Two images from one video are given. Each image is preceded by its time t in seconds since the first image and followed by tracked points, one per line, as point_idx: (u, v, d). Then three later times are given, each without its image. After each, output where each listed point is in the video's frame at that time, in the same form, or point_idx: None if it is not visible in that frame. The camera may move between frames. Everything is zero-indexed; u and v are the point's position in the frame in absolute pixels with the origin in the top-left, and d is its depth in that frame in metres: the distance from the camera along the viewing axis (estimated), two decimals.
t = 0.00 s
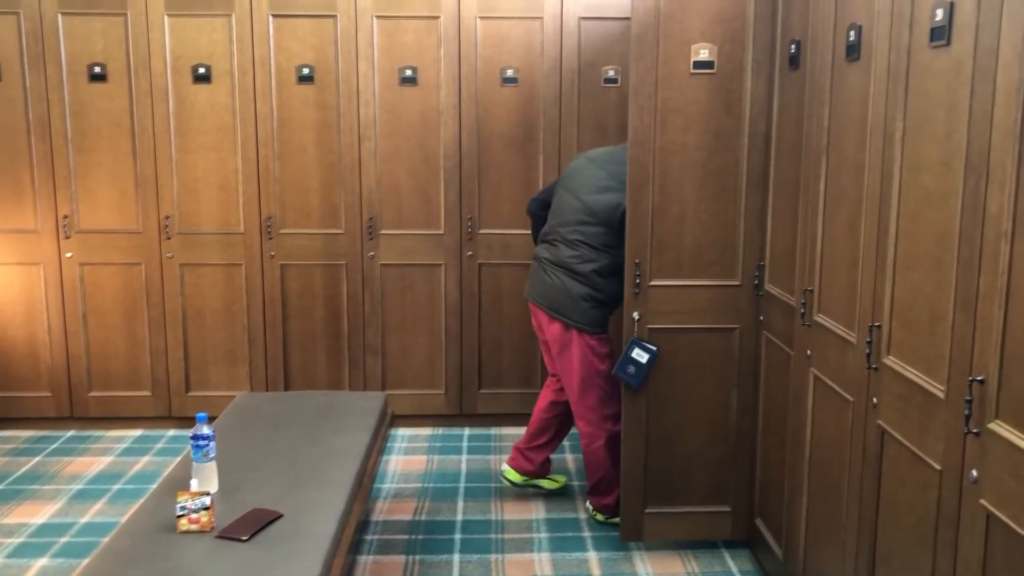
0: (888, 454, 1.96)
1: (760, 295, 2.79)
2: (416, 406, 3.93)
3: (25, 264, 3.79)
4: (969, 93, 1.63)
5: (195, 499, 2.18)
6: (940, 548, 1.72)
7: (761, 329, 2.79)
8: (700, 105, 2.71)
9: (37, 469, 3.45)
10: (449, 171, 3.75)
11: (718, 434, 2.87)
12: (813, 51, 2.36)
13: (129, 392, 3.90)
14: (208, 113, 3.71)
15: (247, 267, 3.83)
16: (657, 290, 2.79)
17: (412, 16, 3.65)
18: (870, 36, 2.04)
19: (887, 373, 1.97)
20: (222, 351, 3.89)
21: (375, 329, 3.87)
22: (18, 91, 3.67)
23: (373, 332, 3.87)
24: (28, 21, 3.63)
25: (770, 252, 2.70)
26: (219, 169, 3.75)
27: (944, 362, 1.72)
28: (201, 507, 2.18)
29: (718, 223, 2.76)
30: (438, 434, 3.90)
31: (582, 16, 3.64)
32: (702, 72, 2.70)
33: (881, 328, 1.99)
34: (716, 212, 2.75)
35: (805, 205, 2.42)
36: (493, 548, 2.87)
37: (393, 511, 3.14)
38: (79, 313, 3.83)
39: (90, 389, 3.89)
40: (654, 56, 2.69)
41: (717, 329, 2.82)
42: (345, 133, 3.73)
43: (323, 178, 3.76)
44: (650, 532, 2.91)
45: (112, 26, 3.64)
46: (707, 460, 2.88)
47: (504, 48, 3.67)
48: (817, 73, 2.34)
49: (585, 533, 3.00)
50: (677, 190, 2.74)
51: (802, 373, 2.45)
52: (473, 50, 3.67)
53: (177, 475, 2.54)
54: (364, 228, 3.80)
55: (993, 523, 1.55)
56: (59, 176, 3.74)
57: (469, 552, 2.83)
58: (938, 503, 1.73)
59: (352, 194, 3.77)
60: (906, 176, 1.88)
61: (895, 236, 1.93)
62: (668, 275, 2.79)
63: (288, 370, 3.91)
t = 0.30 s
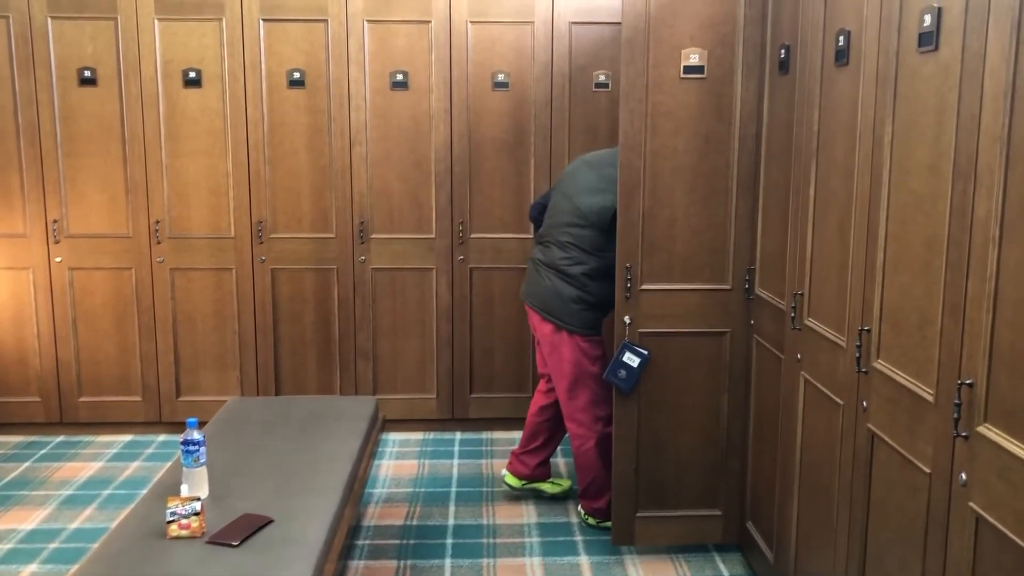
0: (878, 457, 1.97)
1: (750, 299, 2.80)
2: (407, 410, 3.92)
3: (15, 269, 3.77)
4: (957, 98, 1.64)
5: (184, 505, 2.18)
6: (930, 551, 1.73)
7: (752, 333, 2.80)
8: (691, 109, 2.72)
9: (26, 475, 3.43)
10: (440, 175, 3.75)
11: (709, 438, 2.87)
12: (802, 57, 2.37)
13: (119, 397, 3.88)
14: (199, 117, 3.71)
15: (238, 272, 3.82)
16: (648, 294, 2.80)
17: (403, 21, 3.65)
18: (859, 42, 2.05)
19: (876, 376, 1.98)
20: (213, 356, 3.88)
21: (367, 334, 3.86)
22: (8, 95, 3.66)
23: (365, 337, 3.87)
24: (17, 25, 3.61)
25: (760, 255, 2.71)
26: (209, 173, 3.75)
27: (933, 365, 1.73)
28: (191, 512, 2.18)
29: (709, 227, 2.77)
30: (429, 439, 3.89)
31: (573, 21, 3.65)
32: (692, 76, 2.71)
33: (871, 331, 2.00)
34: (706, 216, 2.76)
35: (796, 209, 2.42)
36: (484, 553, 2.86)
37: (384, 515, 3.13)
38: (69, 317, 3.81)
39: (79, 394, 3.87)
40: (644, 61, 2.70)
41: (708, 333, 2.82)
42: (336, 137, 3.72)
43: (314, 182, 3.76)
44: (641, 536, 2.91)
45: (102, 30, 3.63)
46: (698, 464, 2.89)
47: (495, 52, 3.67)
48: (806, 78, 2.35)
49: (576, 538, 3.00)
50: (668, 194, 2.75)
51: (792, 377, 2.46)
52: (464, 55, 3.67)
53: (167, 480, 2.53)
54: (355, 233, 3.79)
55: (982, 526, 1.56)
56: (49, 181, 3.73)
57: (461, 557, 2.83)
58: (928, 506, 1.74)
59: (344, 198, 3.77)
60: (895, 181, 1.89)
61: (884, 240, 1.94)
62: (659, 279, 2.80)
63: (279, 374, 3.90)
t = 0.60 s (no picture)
0: (876, 459, 1.97)
1: (748, 300, 2.79)
2: (405, 412, 3.92)
3: (12, 271, 3.76)
4: (954, 100, 1.64)
5: (183, 507, 2.17)
6: (929, 553, 1.73)
7: (750, 334, 2.80)
8: (689, 111, 2.72)
9: (22, 478, 3.42)
10: (438, 177, 3.75)
11: (707, 439, 2.87)
12: (800, 59, 2.38)
13: (116, 399, 3.87)
14: (196, 119, 3.70)
15: (236, 273, 3.81)
16: (645, 296, 2.80)
17: (401, 22, 3.65)
18: (857, 44, 2.06)
19: (874, 378, 1.98)
20: (210, 357, 3.87)
21: (364, 335, 3.86)
22: (5, 97, 3.65)
23: (362, 338, 3.86)
24: (15, 26, 3.61)
25: (758, 257, 2.71)
26: (207, 175, 3.74)
27: (931, 367, 1.73)
28: (190, 515, 2.17)
29: (707, 228, 2.77)
30: (427, 441, 3.89)
31: (570, 22, 3.65)
32: (690, 78, 2.71)
33: (869, 333, 2.00)
34: (703, 217, 2.76)
35: (793, 211, 2.42)
36: (482, 555, 2.86)
37: (382, 518, 3.12)
38: (66, 319, 3.81)
39: (76, 396, 3.86)
40: (642, 62, 2.70)
41: (705, 335, 2.82)
42: (334, 138, 3.72)
43: (311, 184, 3.76)
44: (639, 537, 2.91)
45: (99, 31, 3.63)
46: (696, 465, 2.89)
47: (493, 53, 3.67)
48: (804, 80, 2.35)
49: (574, 539, 2.99)
50: (666, 196, 2.75)
51: (790, 378, 2.46)
52: (462, 56, 3.67)
53: (164, 482, 2.52)
54: (353, 234, 3.79)
55: (980, 527, 1.56)
56: (46, 183, 3.72)
57: (459, 559, 2.82)
58: (926, 508, 1.74)
59: (341, 200, 3.77)
60: (893, 183, 1.89)
61: (882, 242, 1.94)
62: (656, 280, 2.80)
63: (276, 376, 3.89)
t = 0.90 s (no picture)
0: (880, 460, 1.97)
1: (751, 301, 2.79)
2: (407, 412, 3.92)
3: (13, 271, 3.77)
4: (959, 100, 1.64)
5: (185, 508, 2.17)
6: (933, 554, 1.72)
7: (752, 335, 2.79)
8: (691, 111, 2.72)
9: (24, 478, 3.42)
10: (440, 177, 3.74)
11: (709, 439, 2.87)
12: (803, 59, 2.37)
13: (118, 400, 3.87)
14: (198, 119, 3.70)
15: (238, 274, 3.81)
16: (648, 297, 2.80)
17: (403, 23, 3.65)
18: (860, 44, 2.05)
19: (878, 379, 1.98)
20: (212, 358, 3.87)
21: (367, 336, 3.86)
22: (7, 98, 3.66)
23: (364, 339, 3.86)
24: (17, 27, 3.61)
25: (761, 257, 2.70)
26: (209, 175, 3.74)
27: (935, 368, 1.73)
28: (191, 515, 2.17)
29: (709, 229, 2.76)
30: (429, 441, 3.89)
31: (573, 23, 3.65)
32: (693, 79, 2.71)
33: (872, 334, 2.00)
34: (706, 218, 2.76)
35: (797, 211, 2.42)
36: (485, 556, 2.85)
37: (384, 519, 3.12)
38: (68, 320, 3.81)
39: (78, 397, 3.86)
40: (645, 63, 2.70)
41: (708, 336, 2.82)
42: (336, 139, 3.72)
43: (313, 184, 3.76)
44: (642, 538, 2.91)
45: (101, 32, 3.63)
46: (698, 466, 2.88)
47: (495, 54, 3.67)
48: (807, 80, 2.34)
49: (577, 540, 2.98)
50: (668, 197, 2.75)
51: (793, 379, 2.46)
52: (465, 57, 3.67)
53: (167, 483, 2.52)
54: (355, 235, 3.79)
55: (984, 529, 1.55)
56: (48, 183, 3.72)
57: (461, 560, 2.82)
58: (930, 509, 1.73)
59: (344, 201, 3.77)
60: (897, 184, 1.88)
61: (885, 242, 1.93)
62: (659, 281, 2.79)
63: (278, 377, 3.89)
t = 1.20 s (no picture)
0: (887, 461, 1.96)
1: (757, 302, 2.79)
2: (413, 413, 3.92)
3: (21, 272, 3.78)
4: (967, 100, 1.63)
5: (191, 508, 2.18)
6: (940, 555, 1.72)
7: (759, 336, 2.79)
8: (698, 112, 2.72)
9: (32, 477, 3.43)
10: (446, 178, 3.74)
11: (715, 440, 2.86)
12: (810, 60, 2.37)
13: (125, 399, 3.88)
14: (205, 120, 3.71)
15: (244, 274, 3.82)
16: (654, 298, 2.79)
17: (409, 24, 3.65)
18: (867, 44, 2.05)
19: (885, 380, 1.97)
20: (219, 358, 3.88)
21: (373, 337, 3.86)
22: (15, 99, 3.67)
23: (370, 339, 3.86)
24: (25, 27, 3.62)
25: (767, 258, 2.70)
26: (216, 176, 3.75)
27: (942, 370, 1.72)
28: (198, 515, 2.18)
29: (715, 230, 2.76)
30: (435, 442, 3.89)
31: (579, 23, 3.66)
32: (699, 79, 2.70)
33: (879, 336, 2.00)
34: (712, 218, 2.76)
35: (803, 212, 2.42)
36: (491, 556, 2.85)
37: (390, 519, 3.12)
38: (75, 320, 3.82)
39: (86, 397, 3.88)
40: (651, 63, 2.69)
41: (714, 337, 2.82)
42: (342, 140, 3.72)
43: (320, 185, 3.76)
44: (647, 539, 2.91)
45: (109, 33, 3.64)
46: (704, 467, 2.88)
47: (501, 55, 3.67)
48: (814, 81, 2.34)
49: (583, 541, 2.98)
50: (674, 197, 2.75)
51: (800, 380, 2.45)
52: (471, 57, 3.67)
53: (173, 483, 2.53)
54: (361, 236, 3.79)
55: (992, 531, 1.55)
56: (56, 184, 3.73)
57: (467, 560, 2.82)
58: (937, 511, 1.73)
59: (350, 201, 3.77)
60: (904, 184, 1.88)
61: (893, 243, 1.93)
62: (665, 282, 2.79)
63: (284, 378, 3.90)
